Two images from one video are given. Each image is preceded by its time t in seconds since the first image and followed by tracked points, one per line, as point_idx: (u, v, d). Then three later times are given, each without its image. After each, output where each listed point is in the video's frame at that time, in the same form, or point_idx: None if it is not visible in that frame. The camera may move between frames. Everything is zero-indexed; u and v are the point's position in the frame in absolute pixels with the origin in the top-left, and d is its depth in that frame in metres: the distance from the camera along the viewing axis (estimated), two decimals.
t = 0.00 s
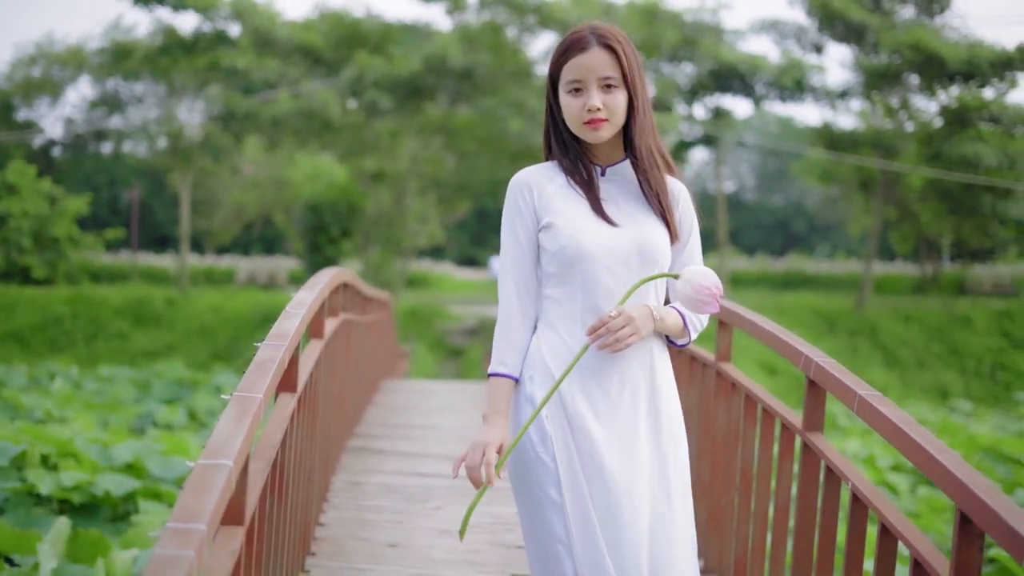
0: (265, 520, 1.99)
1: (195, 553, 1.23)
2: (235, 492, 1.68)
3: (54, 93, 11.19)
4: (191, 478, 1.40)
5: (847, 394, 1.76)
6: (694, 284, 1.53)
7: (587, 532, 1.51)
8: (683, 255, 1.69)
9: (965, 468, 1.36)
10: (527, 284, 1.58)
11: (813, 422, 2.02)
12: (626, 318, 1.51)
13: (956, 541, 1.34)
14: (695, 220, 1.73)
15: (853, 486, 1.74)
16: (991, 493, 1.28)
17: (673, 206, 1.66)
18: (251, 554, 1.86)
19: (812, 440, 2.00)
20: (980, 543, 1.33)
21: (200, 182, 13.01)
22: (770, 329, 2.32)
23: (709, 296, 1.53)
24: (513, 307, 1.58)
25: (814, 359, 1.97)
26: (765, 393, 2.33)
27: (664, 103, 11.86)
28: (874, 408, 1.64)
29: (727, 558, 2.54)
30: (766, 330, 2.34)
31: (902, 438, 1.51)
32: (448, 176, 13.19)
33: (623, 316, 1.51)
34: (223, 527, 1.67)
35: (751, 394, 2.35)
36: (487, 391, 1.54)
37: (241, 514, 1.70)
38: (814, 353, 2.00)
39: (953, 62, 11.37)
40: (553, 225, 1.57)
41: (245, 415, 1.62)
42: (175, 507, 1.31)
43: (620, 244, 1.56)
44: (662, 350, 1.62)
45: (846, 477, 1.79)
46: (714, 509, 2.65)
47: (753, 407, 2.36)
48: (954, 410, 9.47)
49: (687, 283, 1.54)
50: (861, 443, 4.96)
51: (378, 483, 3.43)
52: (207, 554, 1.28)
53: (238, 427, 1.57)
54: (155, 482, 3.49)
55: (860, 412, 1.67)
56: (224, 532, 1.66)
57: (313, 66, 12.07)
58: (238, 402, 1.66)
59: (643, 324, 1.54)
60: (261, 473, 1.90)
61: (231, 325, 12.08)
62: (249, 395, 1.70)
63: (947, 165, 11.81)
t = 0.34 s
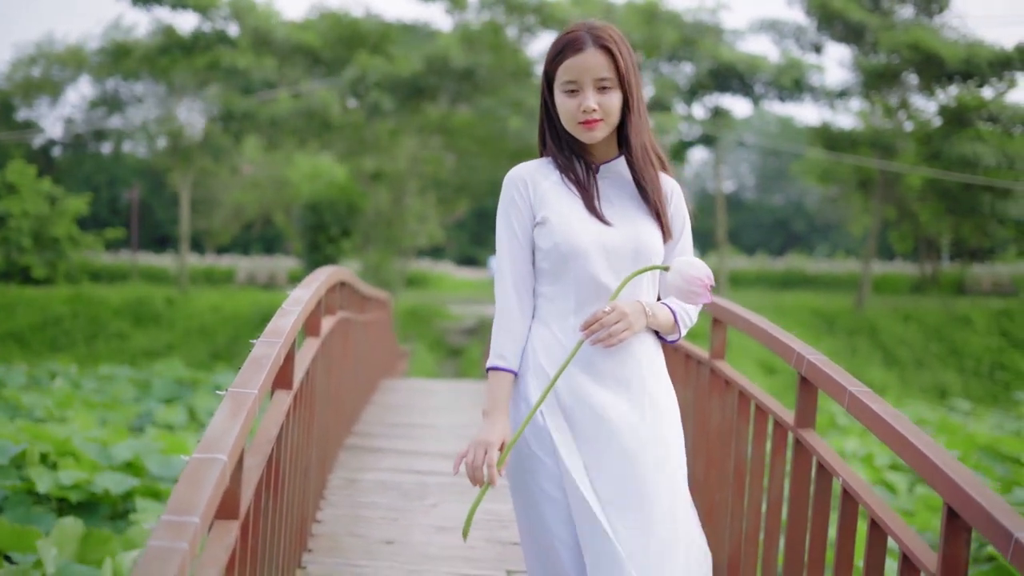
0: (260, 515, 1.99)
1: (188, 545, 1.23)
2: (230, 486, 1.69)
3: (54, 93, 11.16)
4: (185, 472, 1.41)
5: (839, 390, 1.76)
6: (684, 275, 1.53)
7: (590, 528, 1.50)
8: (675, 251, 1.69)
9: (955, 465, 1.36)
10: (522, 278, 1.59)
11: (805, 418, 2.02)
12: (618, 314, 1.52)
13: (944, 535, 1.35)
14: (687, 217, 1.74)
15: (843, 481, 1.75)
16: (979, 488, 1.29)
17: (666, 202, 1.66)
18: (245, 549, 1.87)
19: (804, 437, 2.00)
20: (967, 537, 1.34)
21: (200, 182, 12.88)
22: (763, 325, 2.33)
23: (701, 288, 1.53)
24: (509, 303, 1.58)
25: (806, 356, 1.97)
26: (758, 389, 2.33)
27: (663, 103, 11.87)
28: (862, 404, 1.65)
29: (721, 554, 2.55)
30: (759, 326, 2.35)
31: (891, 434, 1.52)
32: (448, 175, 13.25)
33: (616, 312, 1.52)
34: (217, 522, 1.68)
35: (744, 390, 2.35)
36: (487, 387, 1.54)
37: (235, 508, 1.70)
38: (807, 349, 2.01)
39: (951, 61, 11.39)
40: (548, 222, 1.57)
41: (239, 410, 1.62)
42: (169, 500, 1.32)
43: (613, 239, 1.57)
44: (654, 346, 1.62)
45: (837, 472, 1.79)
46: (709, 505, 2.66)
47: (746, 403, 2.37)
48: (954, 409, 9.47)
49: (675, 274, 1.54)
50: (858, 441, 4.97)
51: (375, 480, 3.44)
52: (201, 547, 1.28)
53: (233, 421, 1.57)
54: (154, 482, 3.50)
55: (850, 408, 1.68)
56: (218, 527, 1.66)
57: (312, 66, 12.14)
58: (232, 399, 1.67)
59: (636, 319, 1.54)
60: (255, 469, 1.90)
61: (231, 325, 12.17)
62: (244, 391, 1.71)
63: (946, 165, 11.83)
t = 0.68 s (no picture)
0: (253, 510, 2.00)
1: (179, 539, 1.23)
2: (223, 481, 1.69)
3: (54, 92, 11.18)
4: (177, 467, 1.41)
5: (828, 386, 1.77)
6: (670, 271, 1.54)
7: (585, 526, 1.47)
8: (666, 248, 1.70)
9: (943, 463, 1.37)
10: (515, 272, 1.58)
11: (796, 416, 2.03)
12: (607, 311, 1.52)
13: (928, 528, 1.37)
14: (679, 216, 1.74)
15: (832, 478, 1.76)
16: (964, 484, 1.30)
17: (656, 200, 1.65)
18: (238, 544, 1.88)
19: (795, 434, 2.01)
20: (951, 532, 1.36)
21: (199, 182, 12.92)
22: (754, 323, 2.35)
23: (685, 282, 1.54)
24: (504, 296, 1.57)
25: (797, 354, 1.97)
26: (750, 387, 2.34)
27: (662, 103, 11.88)
28: (850, 401, 1.65)
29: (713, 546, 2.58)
30: (751, 324, 2.36)
31: (880, 432, 1.53)
32: (448, 175, 13.24)
33: (605, 309, 1.52)
34: (208, 516, 1.68)
35: (736, 388, 2.36)
36: (485, 383, 1.53)
37: (228, 503, 1.70)
38: (798, 348, 2.01)
39: (949, 61, 11.41)
40: (540, 218, 1.57)
41: (231, 407, 1.62)
42: (161, 494, 1.32)
43: (605, 237, 1.57)
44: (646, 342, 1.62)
45: (825, 469, 1.81)
46: (702, 501, 2.68)
47: (739, 401, 2.37)
48: (953, 408, 9.48)
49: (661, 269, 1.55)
50: (856, 440, 5.00)
51: (371, 478, 3.44)
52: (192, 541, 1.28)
53: (225, 418, 1.58)
54: (151, 480, 3.51)
55: (838, 405, 1.69)
56: (211, 522, 1.66)
57: (310, 65, 12.16)
58: (225, 395, 1.67)
59: (625, 315, 1.54)
60: (248, 465, 1.90)
61: (230, 325, 12.05)
62: (237, 388, 1.71)
63: (945, 165, 11.83)
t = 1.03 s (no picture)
0: (244, 505, 2.00)
1: (166, 531, 1.24)
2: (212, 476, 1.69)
3: (54, 92, 11.00)
4: (166, 461, 1.42)
5: (814, 382, 1.77)
6: (646, 261, 1.44)
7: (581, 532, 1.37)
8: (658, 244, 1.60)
9: (924, 458, 1.36)
10: (503, 268, 1.49)
11: (784, 413, 2.03)
12: (593, 310, 1.42)
13: (910, 524, 1.37)
14: (668, 215, 1.64)
15: (818, 473, 1.76)
16: (944, 480, 1.30)
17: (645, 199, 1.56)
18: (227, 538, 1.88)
19: (782, 431, 2.01)
20: (933, 527, 1.36)
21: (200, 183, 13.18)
22: (743, 320, 2.34)
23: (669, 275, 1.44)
24: (493, 297, 1.48)
25: (783, 351, 1.97)
26: (739, 384, 2.34)
27: (660, 103, 11.89)
28: (836, 398, 1.65)
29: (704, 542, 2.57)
30: (740, 321, 2.35)
31: (861, 428, 1.53)
32: (446, 174, 13.22)
33: (590, 307, 1.42)
34: (198, 510, 1.68)
35: (726, 385, 2.36)
36: (476, 380, 1.45)
37: (218, 498, 1.69)
38: (785, 345, 2.00)
39: (947, 60, 11.30)
40: (528, 218, 1.48)
41: (221, 401, 1.64)
42: (149, 488, 1.33)
43: (594, 237, 1.48)
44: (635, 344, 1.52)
45: (812, 465, 1.80)
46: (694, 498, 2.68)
47: (728, 398, 2.38)
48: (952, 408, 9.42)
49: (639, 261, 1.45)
50: (853, 439, 5.03)
51: (365, 476, 3.44)
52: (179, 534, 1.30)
53: (215, 411, 1.59)
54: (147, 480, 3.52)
55: (825, 401, 1.69)
56: (201, 516, 1.67)
57: (309, 65, 12.15)
58: (215, 390, 1.68)
59: (611, 313, 1.44)
60: (239, 460, 1.91)
61: (229, 324, 11.98)
62: (227, 383, 1.72)
63: (944, 165, 11.71)
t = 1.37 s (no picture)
0: (236, 500, 2.01)
1: (157, 522, 1.25)
2: (202, 469, 1.70)
3: (54, 92, 11.23)
4: (157, 453, 1.43)
5: (803, 378, 1.78)
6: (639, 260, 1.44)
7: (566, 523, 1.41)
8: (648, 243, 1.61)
9: (906, 451, 1.37)
10: (494, 266, 1.50)
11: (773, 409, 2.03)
12: (580, 306, 1.43)
13: (894, 518, 1.38)
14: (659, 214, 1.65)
15: (805, 469, 1.77)
16: (928, 474, 1.30)
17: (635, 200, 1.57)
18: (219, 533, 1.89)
19: (771, 426, 2.02)
20: (916, 520, 1.37)
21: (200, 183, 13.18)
22: (734, 318, 2.35)
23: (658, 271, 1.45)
24: (484, 294, 1.49)
25: (772, 348, 1.98)
26: (730, 380, 2.35)
27: (659, 103, 11.90)
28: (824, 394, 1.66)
29: (694, 536, 2.58)
30: (731, 318, 2.36)
31: (849, 423, 1.54)
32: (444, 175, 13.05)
33: (577, 304, 1.43)
34: (189, 504, 1.69)
35: (717, 382, 2.38)
36: (469, 378, 1.45)
37: (209, 491, 1.70)
38: (773, 341, 2.02)
39: (944, 59, 11.28)
40: (519, 218, 1.49)
41: (212, 396, 1.64)
42: (140, 479, 1.34)
43: (584, 236, 1.49)
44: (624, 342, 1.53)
45: (799, 461, 1.81)
46: (684, 494, 2.69)
47: (720, 394, 2.38)
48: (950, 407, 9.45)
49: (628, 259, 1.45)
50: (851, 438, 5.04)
51: (361, 473, 3.45)
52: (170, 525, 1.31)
53: (206, 406, 1.60)
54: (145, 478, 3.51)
55: (812, 398, 1.70)
56: (192, 509, 1.67)
57: (308, 66, 12.10)
58: (207, 385, 1.69)
59: (598, 311, 1.45)
60: (230, 454, 1.91)
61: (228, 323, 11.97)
62: (218, 378, 1.73)
63: (942, 164, 11.75)
